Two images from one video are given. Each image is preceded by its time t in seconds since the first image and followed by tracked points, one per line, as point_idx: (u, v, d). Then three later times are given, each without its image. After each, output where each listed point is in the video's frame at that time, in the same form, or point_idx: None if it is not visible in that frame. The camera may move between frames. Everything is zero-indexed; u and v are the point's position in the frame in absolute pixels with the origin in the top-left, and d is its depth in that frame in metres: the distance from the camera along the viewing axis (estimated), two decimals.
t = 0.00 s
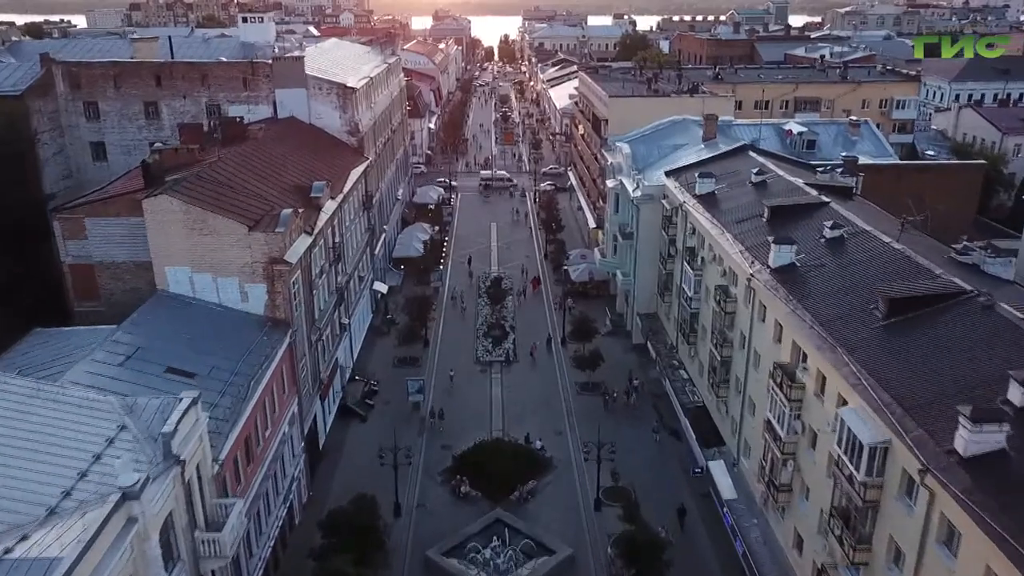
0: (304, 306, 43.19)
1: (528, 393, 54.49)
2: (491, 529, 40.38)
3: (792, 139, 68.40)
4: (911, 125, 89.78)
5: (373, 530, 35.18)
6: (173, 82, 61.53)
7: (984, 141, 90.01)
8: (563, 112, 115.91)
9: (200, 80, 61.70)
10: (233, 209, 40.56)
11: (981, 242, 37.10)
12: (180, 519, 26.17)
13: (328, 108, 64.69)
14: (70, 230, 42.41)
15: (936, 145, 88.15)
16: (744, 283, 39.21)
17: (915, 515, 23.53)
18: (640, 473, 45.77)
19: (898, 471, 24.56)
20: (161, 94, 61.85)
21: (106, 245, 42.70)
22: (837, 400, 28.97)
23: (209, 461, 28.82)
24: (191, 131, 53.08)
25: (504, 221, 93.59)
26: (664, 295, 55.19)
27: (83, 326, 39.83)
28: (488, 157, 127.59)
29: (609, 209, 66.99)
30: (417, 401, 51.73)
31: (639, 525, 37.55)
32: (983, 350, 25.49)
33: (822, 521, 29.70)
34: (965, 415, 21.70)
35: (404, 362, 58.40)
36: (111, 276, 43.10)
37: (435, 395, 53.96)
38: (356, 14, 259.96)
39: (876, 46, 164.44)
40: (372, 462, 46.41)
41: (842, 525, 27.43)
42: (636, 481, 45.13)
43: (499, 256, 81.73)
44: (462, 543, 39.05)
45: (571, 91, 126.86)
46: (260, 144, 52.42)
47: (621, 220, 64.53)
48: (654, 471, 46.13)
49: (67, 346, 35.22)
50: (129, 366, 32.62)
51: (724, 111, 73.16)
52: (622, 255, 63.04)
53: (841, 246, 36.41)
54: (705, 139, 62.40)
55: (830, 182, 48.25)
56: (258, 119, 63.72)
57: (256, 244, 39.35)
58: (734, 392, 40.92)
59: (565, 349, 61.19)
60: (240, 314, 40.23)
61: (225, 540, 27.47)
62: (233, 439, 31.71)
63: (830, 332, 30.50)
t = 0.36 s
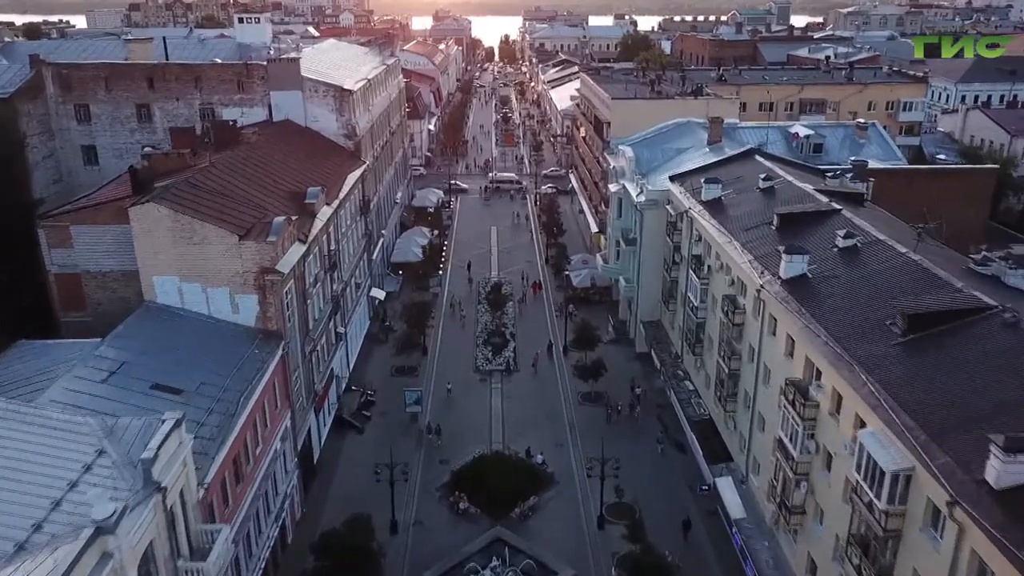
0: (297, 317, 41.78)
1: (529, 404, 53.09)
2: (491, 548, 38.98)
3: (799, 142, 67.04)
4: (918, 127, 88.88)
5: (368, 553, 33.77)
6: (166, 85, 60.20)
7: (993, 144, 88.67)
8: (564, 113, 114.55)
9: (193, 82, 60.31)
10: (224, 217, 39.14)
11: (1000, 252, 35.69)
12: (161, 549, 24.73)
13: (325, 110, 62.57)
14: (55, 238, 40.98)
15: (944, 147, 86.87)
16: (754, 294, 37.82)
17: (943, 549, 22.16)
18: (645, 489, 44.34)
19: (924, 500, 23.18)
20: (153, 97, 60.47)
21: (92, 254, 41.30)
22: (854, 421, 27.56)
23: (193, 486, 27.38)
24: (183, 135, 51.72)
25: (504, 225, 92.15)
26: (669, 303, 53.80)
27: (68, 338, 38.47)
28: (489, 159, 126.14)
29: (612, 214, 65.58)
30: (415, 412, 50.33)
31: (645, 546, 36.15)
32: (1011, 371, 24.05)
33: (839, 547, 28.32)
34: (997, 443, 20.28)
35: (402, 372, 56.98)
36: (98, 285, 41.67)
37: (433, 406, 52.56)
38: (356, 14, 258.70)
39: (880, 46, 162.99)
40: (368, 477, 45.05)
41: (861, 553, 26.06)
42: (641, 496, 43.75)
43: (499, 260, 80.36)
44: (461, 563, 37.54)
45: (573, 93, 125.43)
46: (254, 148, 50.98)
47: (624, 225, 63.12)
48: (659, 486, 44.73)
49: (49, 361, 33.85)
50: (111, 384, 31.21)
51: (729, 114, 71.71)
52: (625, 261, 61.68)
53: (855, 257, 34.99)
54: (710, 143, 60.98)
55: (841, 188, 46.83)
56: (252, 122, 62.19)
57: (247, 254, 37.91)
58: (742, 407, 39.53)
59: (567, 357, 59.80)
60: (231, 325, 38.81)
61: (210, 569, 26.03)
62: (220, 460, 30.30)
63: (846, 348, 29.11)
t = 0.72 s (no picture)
0: (290, 328, 40.34)
1: (530, 415, 51.65)
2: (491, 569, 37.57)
3: (806, 145, 65.56)
4: (925, 129, 87.60)
5: None
6: (158, 86, 58.74)
7: (1002, 146, 87.23)
8: (566, 115, 113.15)
9: (186, 85, 58.90)
10: (213, 225, 37.68)
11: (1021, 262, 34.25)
12: None
13: (321, 113, 60.96)
14: (38, 247, 39.46)
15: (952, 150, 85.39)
16: (764, 306, 36.39)
17: None
18: (650, 505, 42.87)
19: (952, 533, 21.78)
20: (145, 99, 59.08)
21: (77, 262, 39.81)
22: (874, 445, 26.13)
23: (176, 511, 26.00)
24: (174, 139, 50.34)
25: (504, 229, 90.69)
26: (674, 311, 52.34)
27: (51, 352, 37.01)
28: (489, 161, 124.70)
29: (614, 218, 64.18)
30: (413, 424, 48.88)
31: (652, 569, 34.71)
32: None
33: None
34: None
35: (400, 381, 55.54)
36: (83, 295, 40.19)
37: (432, 417, 51.12)
38: (356, 15, 257.06)
39: (884, 47, 161.51)
40: (364, 492, 43.60)
41: None
42: (646, 513, 42.33)
43: (499, 265, 78.97)
44: None
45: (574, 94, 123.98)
46: (247, 152, 49.55)
47: (627, 230, 61.67)
48: (665, 502, 43.30)
49: (28, 377, 32.46)
50: (92, 403, 29.85)
51: (734, 116, 70.24)
52: (628, 267, 60.27)
53: (870, 267, 33.54)
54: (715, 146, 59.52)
55: (852, 194, 45.39)
56: (246, 125, 60.53)
57: (237, 263, 36.43)
58: (752, 422, 38.09)
59: (568, 366, 58.36)
60: (220, 338, 37.37)
61: None
62: (206, 482, 28.87)
63: (864, 366, 27.69)
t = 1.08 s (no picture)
0: (282, 340, 38.84)
1: (531, 427, 50.16)
2: None
3: (813, 148, 64.10)
4: (933, 131, 86.08)
5: None
6: (150, 87, 57.02)
7: (1011, 148, 85.67)
8: (567, 116, 111.66)
9: (179, 86, 57.28)
10: (201, 233, 36.15)
11: None
12: None
13: (316, 115, 59.40)
14: (21, 256, 37.96)
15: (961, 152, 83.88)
16: (776, 319, 34.88)
17: None
18: (656, 523, 41.39)
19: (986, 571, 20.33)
20: (137, 101, 57.55)
21: (61, 271, 38.30)
22: (898, 471, 24.67)
23: (158, 542, 24.60)
24: (164, 143, 48.91)
25: (505, 232, 89.14)
26: (679, 321, 50.86)
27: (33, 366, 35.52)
28: (489, 162, 123.14)
29: (617, 223, 62.66)
30: (410, 436, 47.40)
31: None
32: None
33: None
34: None
35: (397, 392, 54.05)
36: (68, 306, 38.67)
37: (430, 430, 49.65)
38: (356, 14, 255.39)
39: (888, 47, 159.97)
40: (360, 510, 42.16)
41: None
42: (651, 531, 40.86)
43: (500, 270, 77.51)
44: None
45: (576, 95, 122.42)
46: (239, 156, 48.09)
47: (631, 236, 60.14)
48: (671, 519, 41.83)
49: (6, 395, 31.11)
50: (71, 424, 28.54)
51: (739, 118, 68.74)
52: (632, 273, 58.82)
53: (888, 279, 32.05)
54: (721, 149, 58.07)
55: (864, 200, 43.90)
56: (240, 127, 59.22)
57: (226, 274, 34.91)
58: (763, 439, 36.60)
59: (571, 375, 56.88)
60: (209, 351, 35.89)
61: None
62: (191, 507, 27.44)
63: (885, 386, 26.21)
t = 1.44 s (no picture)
0: (274, 353, 37.29)
1: (533, 440, 48.63)
2: None
3: (822, 151, 62.75)
4: (941, 133, 84.58)
5: None
6: (141, 89, 55.66)
7: (1021, 149, 84.09)
8: (569, 116, 110.12)
9: (171, 88, 55.80)
10: (188, 244, 34.59)
11: None
12: None
13: (312, 118, 57.13)
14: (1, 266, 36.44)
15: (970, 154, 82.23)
16: (789, 333, 33.34)
17: None
18: (664, 542, 39.86)
19: None
20: (128, 103, 56.09)
21: (43, 282, 36.71)
22: (927, 503, 23.20)
23: None
24: (153, 148, 47.39)
25: (506, 236, 87.56)
26: (686, 330, 49.32)
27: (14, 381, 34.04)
28: (490, 164, 121.52)
29: (621, 228, 61.10)
30: (408, 450, 45.90)
31: None
32: None
33: None
34: None
35: (395, 403, 52.53)
36: (50, 317, 37.07)
37: (429, 443, 48.16)
38: (356, 14, 253.78)
39: (891, 47, 158.38)
40: (356, 529, 40.63)
41: None
42: (659, 551, 39.35)
43: (501, 274, 75.99)
44: None
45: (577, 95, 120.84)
46: (232, 161, 46.58)
47: (635, 241, 58.58)
48: (679, 538, 40.30)
49: None
50: (46, 450, 27.19)
51: (746, 120, 67.17)
52: (636, 280, 57.29)
53: (909, 292, 30.50)
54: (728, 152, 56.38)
55: (879, 207, 42.34)
56: (232, 130, 57.30)
57: (215, 286, 33.33)
58: (775, 458, 35.07)
59: (573, 385, 55.32)
60: (198, 367, 34.35)
61: None
62: (175, 535, 25.84)
63: (911, 409, 24.69)
